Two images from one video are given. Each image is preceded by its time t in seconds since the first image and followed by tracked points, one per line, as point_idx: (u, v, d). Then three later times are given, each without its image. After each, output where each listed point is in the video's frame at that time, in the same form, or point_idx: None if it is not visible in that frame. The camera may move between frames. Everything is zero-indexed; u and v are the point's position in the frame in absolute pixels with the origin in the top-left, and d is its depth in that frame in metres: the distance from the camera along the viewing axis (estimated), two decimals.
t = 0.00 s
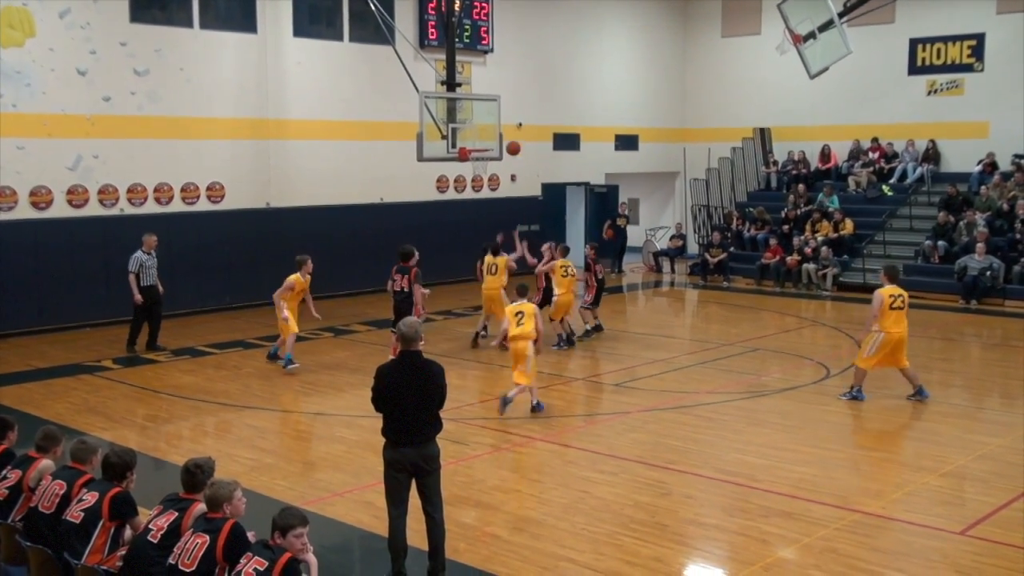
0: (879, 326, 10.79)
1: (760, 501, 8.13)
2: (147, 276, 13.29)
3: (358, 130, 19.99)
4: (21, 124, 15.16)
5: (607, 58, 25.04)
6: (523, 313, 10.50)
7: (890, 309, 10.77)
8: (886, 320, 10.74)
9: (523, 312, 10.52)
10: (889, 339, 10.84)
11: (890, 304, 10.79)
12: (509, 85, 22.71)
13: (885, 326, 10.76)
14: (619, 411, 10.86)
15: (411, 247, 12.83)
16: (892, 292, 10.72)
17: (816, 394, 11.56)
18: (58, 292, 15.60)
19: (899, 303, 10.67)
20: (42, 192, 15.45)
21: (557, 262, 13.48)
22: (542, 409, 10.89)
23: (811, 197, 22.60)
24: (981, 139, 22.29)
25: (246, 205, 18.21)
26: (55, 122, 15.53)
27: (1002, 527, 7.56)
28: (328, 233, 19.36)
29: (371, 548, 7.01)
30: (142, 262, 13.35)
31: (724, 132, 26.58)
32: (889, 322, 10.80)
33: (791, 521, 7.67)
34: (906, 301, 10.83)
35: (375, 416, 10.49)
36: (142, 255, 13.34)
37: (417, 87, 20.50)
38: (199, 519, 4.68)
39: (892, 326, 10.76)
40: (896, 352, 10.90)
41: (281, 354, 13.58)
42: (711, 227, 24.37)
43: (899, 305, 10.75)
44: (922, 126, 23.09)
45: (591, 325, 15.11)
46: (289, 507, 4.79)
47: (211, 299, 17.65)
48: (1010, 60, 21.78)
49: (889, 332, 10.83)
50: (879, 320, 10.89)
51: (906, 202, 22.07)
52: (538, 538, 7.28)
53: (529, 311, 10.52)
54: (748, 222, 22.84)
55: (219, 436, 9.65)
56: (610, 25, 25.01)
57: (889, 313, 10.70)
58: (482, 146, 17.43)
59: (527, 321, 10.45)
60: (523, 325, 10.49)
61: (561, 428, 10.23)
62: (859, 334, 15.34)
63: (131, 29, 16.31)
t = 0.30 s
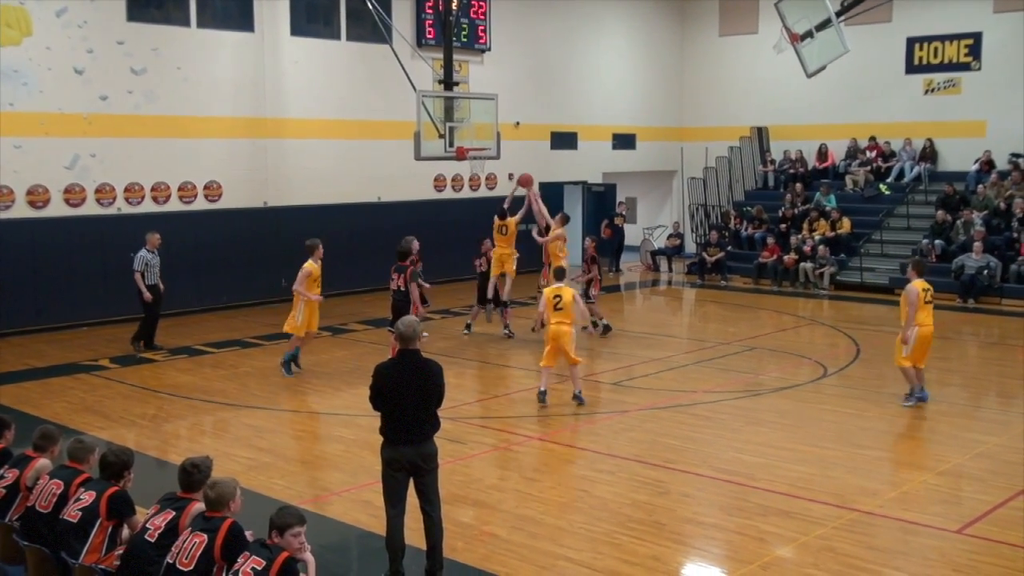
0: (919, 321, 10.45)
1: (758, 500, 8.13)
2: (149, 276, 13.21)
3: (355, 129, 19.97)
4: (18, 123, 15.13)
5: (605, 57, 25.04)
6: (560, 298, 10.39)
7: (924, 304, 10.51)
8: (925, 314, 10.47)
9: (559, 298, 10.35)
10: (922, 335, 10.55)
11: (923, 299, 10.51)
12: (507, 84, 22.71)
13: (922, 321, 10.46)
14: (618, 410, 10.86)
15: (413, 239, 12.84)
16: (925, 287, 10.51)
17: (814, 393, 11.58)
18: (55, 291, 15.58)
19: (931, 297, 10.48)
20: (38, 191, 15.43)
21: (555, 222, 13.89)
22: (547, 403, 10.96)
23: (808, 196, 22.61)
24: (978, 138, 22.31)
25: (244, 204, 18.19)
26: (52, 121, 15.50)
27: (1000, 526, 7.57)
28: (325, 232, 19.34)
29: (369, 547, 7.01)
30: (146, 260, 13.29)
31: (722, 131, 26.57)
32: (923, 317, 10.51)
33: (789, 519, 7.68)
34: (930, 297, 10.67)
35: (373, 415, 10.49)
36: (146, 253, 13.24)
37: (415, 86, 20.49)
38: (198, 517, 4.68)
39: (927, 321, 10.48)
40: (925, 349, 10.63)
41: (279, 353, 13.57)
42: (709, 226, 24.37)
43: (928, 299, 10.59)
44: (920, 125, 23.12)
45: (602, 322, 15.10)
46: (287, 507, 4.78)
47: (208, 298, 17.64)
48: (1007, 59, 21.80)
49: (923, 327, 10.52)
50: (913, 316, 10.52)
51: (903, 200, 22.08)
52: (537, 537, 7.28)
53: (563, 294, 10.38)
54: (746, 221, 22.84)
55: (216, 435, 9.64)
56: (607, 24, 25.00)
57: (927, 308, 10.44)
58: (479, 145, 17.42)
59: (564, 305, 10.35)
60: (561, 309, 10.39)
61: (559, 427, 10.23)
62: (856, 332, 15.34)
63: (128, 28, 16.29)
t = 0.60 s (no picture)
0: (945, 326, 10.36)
1: (755, 499, 8.14)
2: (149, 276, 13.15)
3: (352, 128, 19.97)
4: (14, 122, 15.12)
5: (602, 56, 25.05)
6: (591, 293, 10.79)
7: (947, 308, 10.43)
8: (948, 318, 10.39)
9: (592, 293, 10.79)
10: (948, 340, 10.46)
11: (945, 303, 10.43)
12: (504, 83, 22.71)
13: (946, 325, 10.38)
14: (614, 410, 10.85)
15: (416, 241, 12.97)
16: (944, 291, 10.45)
17: (810, 392, 11.58)
18: (52, 291, 15.57)
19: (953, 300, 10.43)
20: (35, 191, 15.42)
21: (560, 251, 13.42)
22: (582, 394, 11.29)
23: (804, 195, 22.63)
24: (974, 137, 22.34)
25: (239, 203, 18.18)
26: (48, 120, 15.49)
27: (996, 524, 7.58)
28: (321, 230, 19.35)
29: (366, 547, 7.00)
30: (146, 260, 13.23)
31: (718, 130, 26.59)
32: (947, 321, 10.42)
33: (786, 518, 7.68)
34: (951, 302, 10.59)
35: (369, 414, 10.48)
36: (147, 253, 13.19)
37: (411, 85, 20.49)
38: (193, 517, 4.67)
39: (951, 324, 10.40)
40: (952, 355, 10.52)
41: (276, 352, 13.56)
42: (705, 225, 24.39)
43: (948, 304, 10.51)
44: (916, 124, 23.14)
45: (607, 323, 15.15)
46: (283, 506, 4.77)
47: (205, 297, 17.63)
48: (1003, 58, 21.83)
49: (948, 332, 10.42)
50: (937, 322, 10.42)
51: (899, 199, 22.09)
52: (533, 537, 7.28)
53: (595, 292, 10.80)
54: (743, 220, 22.86)
55: (213, 435, 9.63)
56: (604, 23, 25.00)
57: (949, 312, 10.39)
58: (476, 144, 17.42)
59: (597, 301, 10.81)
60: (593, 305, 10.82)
61: (555, 426, 10.22)
62: (852, 331, 15.36)
63: (124, 27, 16.27)
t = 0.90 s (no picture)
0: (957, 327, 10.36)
1: (751, 499, 8.15)
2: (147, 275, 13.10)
3: (349, 127, 19.97)
4: (10, 122, 15.10)
5: (598, 56, 25.05)
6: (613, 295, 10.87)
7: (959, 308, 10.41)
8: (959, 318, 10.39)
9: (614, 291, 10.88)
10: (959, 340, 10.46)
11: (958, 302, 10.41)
12: (500, 83, 22.71)
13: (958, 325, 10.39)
14: (611, 409, 10.86)
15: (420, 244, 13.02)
16: (959, 290, 10.41)
17: (806, 392, 11.59)
18: (48, 290, 15.56)
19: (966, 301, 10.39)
20: (31, 190, 15.40)
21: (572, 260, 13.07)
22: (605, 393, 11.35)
23: (801, 195, 22.65)
24: (970, 136, 22.37)
25: (234, 203, 18.15)
26: (43, 119, 15.47)
27: (991, 523, 7.59)
28: (317, 230, 19.35)
29: (363, 546, 7.01)
30: (144, 259, 13.16)
31: (715, 130, 26.61)
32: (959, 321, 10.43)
33: (782, 518, 7.69)
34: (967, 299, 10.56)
35: (366, 414, 10.48)
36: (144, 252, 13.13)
37: (408, 85, 20.49)
38: (190, 518, 4.66)
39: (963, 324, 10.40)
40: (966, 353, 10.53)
41: (272, 352, 13.55)
42: (702, 225, 24.41)
43: (963, 302, 10.48)
44: (912, 123, 23.16)
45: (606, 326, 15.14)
46: (280, 506, 4.78)
47: (202, 297, 17.63)
48: (999, 58, 21.85)
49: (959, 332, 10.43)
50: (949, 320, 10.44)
51: (895, 199, 22.10)
52: (529, 536, 7.28)
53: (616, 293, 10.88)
54: (739, 220, 22.88)
55: (209, 434, 9.63)
56: (600, 22, 25.00)
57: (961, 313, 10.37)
58: (472, 143, 17.41)
59: (622, 301, 10.88)
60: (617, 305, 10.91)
61: (552, 426, 10.22)
62: (848, 331, 15.38)
63: (120, 27, 16.25)
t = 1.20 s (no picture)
0: (966, 325, 10.33)
1: (748, 498, 8.15)
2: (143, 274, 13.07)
3: (346, 126, 19.96)
4: (8, 121, 15.08)
5: (595, 56, 25.06)
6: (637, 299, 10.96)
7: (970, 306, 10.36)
8: (970, 316, 10.35)
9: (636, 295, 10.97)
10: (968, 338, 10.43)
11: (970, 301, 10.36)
12: (497, 83, 22.69)
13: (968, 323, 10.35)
14: (608, 408, 10.86)
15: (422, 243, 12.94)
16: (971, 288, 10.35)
17: (803, 391, 11.59)
18: (45, 289, 15.54)
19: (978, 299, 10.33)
20: (27, 190, 15.37)
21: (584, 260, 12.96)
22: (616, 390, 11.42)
23: (798, 194, 22.66)
24: (966, 136, 22.39)
25: (231, 202, 18.12)
26: (40, 119, 15.44)
27: (988, 523, 7.60)
28: (313, 229, 19.34)
29: (360, 546, 7.01)
30: (140, 259, 13.10)
31: (712, 129, 26.62)
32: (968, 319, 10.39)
33: (779, 517, 7.70)
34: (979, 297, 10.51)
35: (362, 414, 10.48)
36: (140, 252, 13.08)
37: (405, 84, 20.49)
38: (186, 517, 4.66)
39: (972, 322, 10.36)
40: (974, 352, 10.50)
41: (268, 352, 13.54)
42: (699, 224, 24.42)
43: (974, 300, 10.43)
44: (909, 122, 23.18)
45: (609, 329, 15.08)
46: (277, 505, 4.77)
47: (199, 297, 17.61)
48: (995, 59, 21.88)
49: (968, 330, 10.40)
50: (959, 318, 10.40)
51: (892, 199, 22.11)
52: (526, 536, 7.29)
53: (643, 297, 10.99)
54: (735, 219, 22.89)
55: (206, 434, 9.62)
56: (597, 22, 25.01)
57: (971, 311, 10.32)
58: (469, 143, 17.39)
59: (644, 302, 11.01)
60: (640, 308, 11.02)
61: (549, 425, 10.22)
62: (845, 330, 15.39)
63: (117, 26, 16.23)
